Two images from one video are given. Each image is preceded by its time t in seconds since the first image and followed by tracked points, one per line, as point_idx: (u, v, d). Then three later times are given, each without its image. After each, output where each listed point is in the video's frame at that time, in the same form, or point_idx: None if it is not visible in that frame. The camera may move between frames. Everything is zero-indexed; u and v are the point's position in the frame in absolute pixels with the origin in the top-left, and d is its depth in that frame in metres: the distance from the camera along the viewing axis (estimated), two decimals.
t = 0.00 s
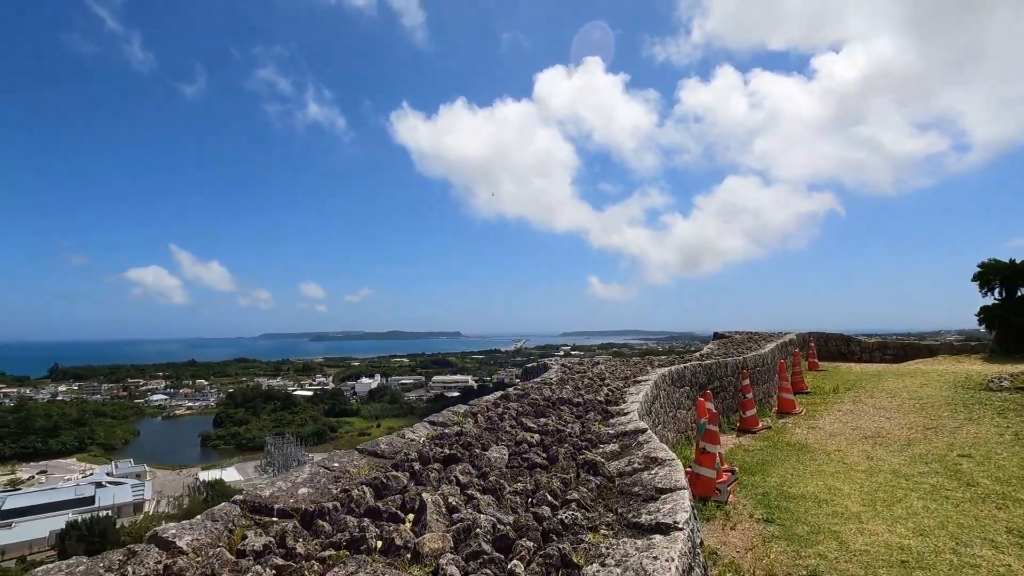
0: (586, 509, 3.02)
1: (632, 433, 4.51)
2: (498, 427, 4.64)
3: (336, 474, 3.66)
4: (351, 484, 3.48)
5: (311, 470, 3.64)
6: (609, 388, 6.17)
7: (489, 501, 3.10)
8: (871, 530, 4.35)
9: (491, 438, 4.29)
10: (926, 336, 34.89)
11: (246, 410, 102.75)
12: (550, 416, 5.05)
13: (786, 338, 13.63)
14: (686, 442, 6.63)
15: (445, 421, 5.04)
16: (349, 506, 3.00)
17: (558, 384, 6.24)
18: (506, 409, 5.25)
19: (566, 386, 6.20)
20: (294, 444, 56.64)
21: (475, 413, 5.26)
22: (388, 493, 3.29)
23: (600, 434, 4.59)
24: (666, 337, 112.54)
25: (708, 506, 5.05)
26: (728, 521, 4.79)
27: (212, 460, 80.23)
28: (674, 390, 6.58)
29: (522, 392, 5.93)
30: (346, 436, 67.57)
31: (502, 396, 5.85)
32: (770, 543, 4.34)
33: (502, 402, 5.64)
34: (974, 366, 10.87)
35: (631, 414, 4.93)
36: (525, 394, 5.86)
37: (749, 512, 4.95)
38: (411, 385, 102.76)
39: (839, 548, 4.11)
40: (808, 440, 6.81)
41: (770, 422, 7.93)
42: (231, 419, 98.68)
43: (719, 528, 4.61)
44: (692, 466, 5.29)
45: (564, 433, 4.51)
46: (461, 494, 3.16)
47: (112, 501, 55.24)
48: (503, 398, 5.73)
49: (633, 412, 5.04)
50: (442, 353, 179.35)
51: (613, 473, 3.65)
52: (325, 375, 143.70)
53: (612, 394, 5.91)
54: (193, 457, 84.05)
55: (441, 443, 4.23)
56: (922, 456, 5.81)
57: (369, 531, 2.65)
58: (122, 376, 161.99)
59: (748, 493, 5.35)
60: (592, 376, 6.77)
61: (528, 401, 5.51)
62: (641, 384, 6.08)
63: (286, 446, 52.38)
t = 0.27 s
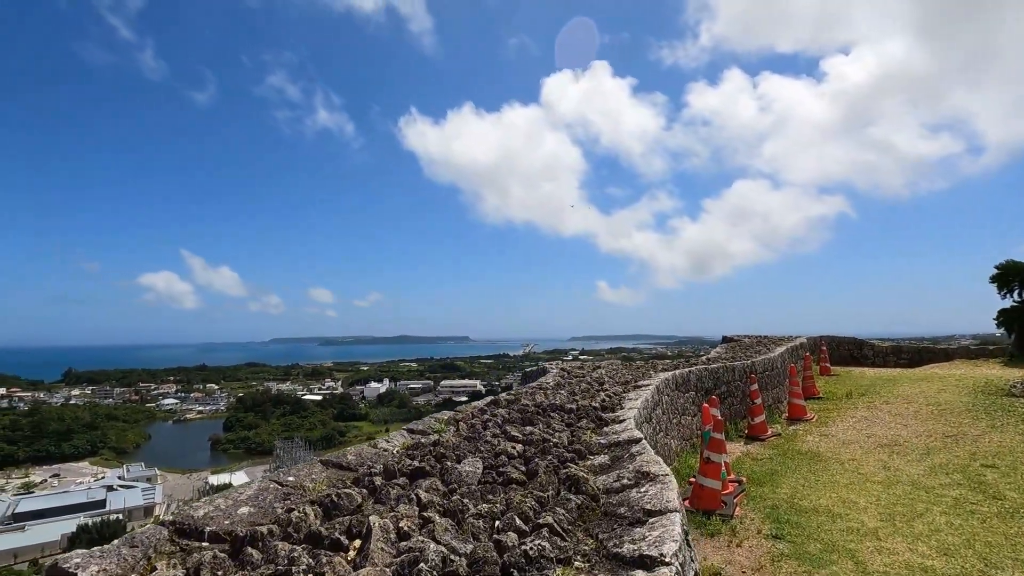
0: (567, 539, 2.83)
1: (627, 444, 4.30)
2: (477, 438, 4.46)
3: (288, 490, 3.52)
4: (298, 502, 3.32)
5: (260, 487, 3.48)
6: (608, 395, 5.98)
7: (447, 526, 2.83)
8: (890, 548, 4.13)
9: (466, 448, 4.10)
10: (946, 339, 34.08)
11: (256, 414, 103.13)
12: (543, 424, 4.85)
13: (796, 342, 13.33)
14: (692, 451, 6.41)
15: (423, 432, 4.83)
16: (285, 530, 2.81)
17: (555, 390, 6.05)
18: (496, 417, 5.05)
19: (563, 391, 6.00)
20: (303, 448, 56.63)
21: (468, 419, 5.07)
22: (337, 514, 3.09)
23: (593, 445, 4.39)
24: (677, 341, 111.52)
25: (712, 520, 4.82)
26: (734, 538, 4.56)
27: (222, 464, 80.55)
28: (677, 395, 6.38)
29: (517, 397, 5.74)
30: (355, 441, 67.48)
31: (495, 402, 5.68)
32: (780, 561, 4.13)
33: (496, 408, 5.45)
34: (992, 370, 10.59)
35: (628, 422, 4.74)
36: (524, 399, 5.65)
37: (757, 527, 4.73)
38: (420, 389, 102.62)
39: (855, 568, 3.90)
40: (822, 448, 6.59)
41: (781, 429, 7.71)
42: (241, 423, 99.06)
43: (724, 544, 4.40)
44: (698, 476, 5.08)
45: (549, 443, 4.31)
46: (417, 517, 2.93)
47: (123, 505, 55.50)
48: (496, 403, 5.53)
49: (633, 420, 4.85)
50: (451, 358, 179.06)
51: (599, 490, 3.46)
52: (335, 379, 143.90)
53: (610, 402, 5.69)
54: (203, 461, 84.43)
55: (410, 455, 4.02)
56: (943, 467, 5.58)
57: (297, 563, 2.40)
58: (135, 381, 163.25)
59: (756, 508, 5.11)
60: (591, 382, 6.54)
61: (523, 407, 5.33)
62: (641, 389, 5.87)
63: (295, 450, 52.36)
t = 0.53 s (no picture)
0: None
1: (618, 467, 4.10)
2: (454, 459, 4.26)
3: (226, 529, 3.20)
4: (232, 545, 3.01)
5: (195, 526, 3.17)
6: (606, 407, 5.80)
7: None
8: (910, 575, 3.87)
9: (435, 475, 3.88)
10: (963, 343, 33.42)
11: (265, 418, 103.52)
12: (533, 443, 4.67)
13: (806, 348, 13.07)
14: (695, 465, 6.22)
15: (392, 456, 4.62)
16: None
17: (551, 402, 5.86)
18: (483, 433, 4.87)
19: (558, 404, 5.81)
20: (311, 452, 56.67)
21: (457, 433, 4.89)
22: (272, 562, 2.81)
23: (581, 472, 4.19)
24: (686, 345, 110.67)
25: (714, 543, 4.57)
26: (739, 564, 4.25)
27: (231, 467, 80.87)
28: (680, 406, 6.19)
29: (510, 410, 5.57)
30: (363, 444, 67.44)
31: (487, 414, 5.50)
32: None
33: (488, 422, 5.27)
34: (1009, 378, 10.32)
35: (623, 440, 4.52)
36: (519, 411, 5.49)
37: (763, 550, 4.45)
38: (427, 392, 102.54)
39: None
40: (834, 462, 6.37)
41: (792, 440, 7.47)
42: (251, 426, 99.49)
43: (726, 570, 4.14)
44: (701, 495, 4.86)
45: (532, 470, 4.12)
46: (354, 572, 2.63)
47: (133, 508, 55.78)
48: (486, 417, 5.35)
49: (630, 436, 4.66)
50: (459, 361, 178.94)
51: (579, 532, 3.27)
52: (343, 382, 144.10)
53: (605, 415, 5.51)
54: (213, 464, 84.83)
55: (373, 483, 3.76)
56: (963, 484, 5.36)
57: None
58: (146, 384, 164.58)
59: (762, 528, 4.84)
60: (588, 393, 6.35)
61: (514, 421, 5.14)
62: (641, 401, 5.67)
63: (303, 453, 52.37)
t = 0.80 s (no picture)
0: None
1: (604, 484, 3.92)
2: (426, 475, 4.05)
3: (155, 556, 3.01)
4: None
5: (121, 551, 2.97)
6: (604, 414, 5.65)
7: None
8: None
9: (402, 494, 3.67)
10: (979, 348, 32.83)
11: (272, 422, 103.80)
12: (519, 456, 4.47)
13: (815, 351, 12.87)
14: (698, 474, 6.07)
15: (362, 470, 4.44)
16: None
17: (547, 409, 5.72)
18: (468, 443, 4.69)
19: (551, 412, 5.66)
20: (318, 456, 56.65)
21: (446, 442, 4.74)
22: None
23: (563, 490, 3.98)
24: (694, 349, 109.87)
25: (718, 562, 4.35)
26: None
27: (239, 471, 81.08)
28: (682, 413, 6.03)
29: (505, 417, 5.44)
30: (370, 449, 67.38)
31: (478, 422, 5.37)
32: None
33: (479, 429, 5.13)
34: None
35: (616, 452, 4.33)
36: (514, 419, 5.36)
37: (770, 570, 4.24)
38: (434, 397, 102.42)
39: None
40: (845, 472, 6.20)
41: (800, 448, 7.29)
42: (258, 430, 99.81)
43: None
44: (703, 509, 4.66)
45: (507, 490, 3.87)
46: None
47: (142, 511, 55.98)
48: (474, 426, 5.17)
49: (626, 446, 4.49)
50: (465, 365, 178.85)
51: (553, 564, 3.01)
52: (350, 387, 144.16)
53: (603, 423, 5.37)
54: (221, 468, 85.05)
55: (330, 504, 3.57)
56: (984, 497, 5.15)
57: None
58: (156, 388, 165.76)
59: (768, 545, 4.64)
60: (585, 400, 6.19)
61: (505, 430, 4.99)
62: (639, 408, 5.51)
63: (310, 458, 52.37)
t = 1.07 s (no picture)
0: None
1: (592, 511, 3.68)
2: (392, 501, 3.75)
3: None
4: None
5: None
6: (602, 423, 5.47)
7: None
8: None
9: (359, 525, 3.37)
10: (994, 350, 32.22)
11: (278, 424, 103.87)
12: (503, 476, 4.22)
13: (822, 354, 12.64)
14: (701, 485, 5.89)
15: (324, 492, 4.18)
16: None
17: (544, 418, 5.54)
18: (453, 459, 4.48)
19: (544, 422, 5.47)
20: (323, 459, 56.47)
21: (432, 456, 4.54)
22: None
23: (537, 518, 3.74)
24: (701, 351, 109.15)
25: None
26: None
27: (244, 473, 81.15)
28: (684, 421, 5.85)
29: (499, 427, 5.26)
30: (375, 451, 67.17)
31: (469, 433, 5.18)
32: None
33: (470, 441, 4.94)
34: None
35: (609, 468, 4.12)
36: (510, 429, 5.19)
37: None
38: (439, 399, 102.14)
39: None
40: (858, 484, 5.99)
41: (810, 457, 7.11)
42: (264, 432, 99.91)
43: None
44: (707, 526, 4.46)
45: (477, 520, 3.56)
46: None
47: (148, 513, 56.01)
48: (459, 438, 4.93)
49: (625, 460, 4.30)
50: (471, 367, 178.47)
51: None
52: (356, 389, 143.98)
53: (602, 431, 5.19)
54: (226, 470, 85.12)
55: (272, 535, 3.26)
56: (1008, 513, 4.93)
57: None
58: (162, 390, 166.34)
59: (777, 565, 4.44)
60: (581, 409, 5.95)
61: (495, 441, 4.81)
62: (638, 416, 5.31)
63: (315, 460, 52.15)
